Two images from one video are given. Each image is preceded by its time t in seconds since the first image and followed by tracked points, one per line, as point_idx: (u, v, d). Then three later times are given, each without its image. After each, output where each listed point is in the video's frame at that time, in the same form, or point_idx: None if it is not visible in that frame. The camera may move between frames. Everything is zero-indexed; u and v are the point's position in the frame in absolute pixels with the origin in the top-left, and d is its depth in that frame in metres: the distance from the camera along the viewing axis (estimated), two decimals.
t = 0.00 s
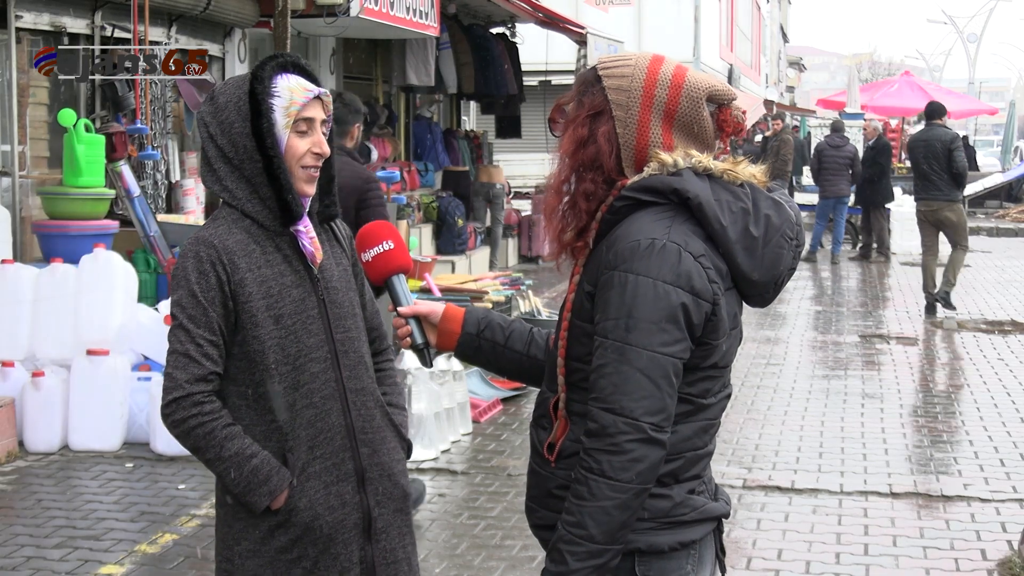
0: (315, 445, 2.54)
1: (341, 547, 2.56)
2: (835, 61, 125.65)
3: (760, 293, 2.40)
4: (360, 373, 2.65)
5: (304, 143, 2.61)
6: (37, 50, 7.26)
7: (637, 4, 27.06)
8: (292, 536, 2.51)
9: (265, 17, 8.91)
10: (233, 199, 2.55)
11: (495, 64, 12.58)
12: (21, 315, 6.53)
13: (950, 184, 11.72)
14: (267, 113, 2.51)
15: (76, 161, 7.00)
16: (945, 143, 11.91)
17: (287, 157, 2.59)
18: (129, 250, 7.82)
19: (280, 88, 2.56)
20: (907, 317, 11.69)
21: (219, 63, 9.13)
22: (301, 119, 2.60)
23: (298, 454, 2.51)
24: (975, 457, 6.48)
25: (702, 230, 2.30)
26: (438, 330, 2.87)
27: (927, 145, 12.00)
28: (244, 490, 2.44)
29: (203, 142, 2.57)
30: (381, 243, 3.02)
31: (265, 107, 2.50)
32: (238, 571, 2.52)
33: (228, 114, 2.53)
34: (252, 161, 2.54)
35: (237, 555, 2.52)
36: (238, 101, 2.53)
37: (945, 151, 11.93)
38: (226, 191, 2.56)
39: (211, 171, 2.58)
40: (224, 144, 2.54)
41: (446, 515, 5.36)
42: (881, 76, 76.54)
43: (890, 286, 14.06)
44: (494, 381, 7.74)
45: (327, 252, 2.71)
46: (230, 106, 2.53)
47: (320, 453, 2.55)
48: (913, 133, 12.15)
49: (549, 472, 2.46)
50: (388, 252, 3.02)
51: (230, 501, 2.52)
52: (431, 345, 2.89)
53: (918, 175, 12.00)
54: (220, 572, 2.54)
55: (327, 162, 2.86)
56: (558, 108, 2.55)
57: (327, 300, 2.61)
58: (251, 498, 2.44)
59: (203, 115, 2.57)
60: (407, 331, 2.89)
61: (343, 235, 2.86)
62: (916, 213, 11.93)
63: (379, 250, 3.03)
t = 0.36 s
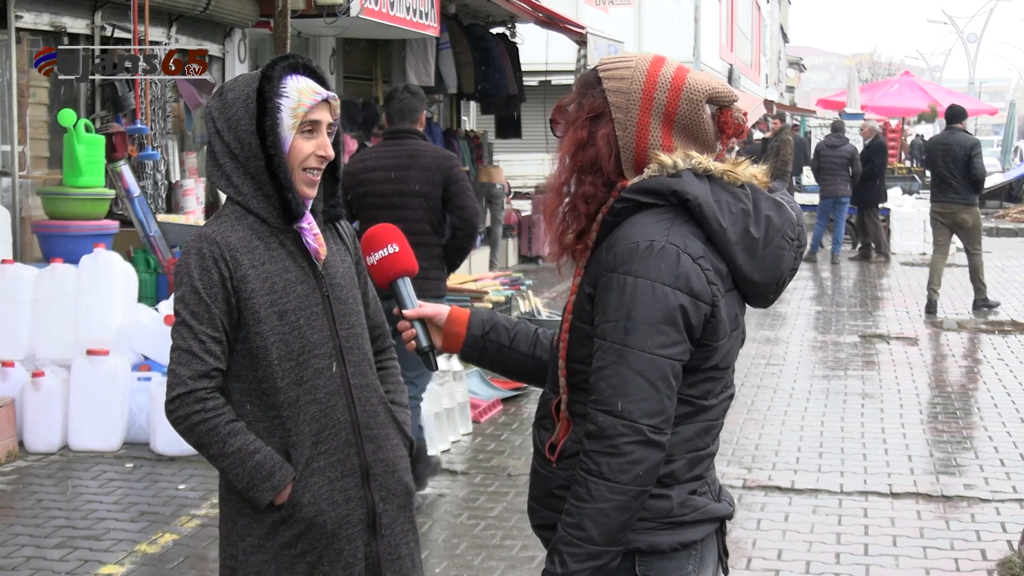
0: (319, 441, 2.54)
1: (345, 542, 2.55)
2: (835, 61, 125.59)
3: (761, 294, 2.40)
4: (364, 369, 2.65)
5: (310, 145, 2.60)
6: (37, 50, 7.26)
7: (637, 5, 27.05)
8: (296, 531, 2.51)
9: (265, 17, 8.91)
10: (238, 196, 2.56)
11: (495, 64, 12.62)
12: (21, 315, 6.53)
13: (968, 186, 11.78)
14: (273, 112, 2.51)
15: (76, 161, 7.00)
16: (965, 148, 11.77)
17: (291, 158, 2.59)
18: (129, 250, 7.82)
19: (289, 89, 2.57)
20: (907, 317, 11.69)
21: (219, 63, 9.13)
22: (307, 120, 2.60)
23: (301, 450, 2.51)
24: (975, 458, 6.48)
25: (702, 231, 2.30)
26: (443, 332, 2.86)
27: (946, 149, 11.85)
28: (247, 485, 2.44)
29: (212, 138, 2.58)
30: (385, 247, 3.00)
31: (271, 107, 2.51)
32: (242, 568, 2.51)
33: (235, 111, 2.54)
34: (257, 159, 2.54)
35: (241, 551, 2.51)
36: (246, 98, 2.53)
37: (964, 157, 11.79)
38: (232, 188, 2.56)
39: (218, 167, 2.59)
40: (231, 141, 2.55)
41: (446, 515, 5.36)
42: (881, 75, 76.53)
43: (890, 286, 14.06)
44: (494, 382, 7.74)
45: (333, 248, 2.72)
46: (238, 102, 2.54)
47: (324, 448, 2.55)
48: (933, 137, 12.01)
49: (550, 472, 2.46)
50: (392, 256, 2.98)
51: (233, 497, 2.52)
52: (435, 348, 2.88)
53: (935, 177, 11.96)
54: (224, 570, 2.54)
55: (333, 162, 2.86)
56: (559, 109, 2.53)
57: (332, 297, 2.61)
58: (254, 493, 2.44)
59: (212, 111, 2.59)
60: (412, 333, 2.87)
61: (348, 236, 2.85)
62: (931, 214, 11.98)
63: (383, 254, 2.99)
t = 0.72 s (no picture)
0: (322, 439, 2.54)
1: (348, 540, 2.55)
2: (834, 61, 125.71)
3: (762, 293, 2.40)
4: (366, 368, 2.65)
5: (311, 144, 2.60)
6: (37, 50, 7.25)
7: (637, 4, 27.07)
8: (299, 529, 2.50)
9: (265, 17, 8.91)
10: (241, 195, 2.56)
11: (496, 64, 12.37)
12: (21, 315, 6.53)
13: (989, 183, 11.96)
14: (276, 111, 2.52)
15: (76, 161, 7.01)
16: (989, 144, 12.00)
17: (293, 157, 2.58)
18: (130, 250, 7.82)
19: (291, 89, 2.57)
20: (907, 317, 11.70)
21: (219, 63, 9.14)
22: (310, 120, 2.60)
23: (303, 448, 2.51)
24: (974, 458, 6.47)
25: (701, 230, 2.30)
26: (450, 331, 2.86)
27: (971, 145, 12.05)
28: (250, 483, 2.44)
29: (215, 138, 2.59)
30: (393, 246, 2.96)
31: (275, 106, 2.51)
32: (246, 566, 2.51)
33: (239, 112, 2.55)
34: (260, 158, 2.55)
35: (244, 549, 2.51)
36: (250, 99, 2.55)
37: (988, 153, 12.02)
38: (235, 187, 2.57)
39: (221, 167, 2.59)
40: (235, 141, 2.56)
41: (446, 515, 5.36)
42: (881, 75, 76.57)
43: (890, 286, 14.06)
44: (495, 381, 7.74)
45: (335, 249, 2.72)
46: (243, 103, 2.55)
47: (327, 446, 2.55)
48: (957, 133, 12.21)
49: (552, 472, 2.46)
50: (400, 255, 2.95)
51: (236, 496, 2.52)
52: (442, 347, 2.88)
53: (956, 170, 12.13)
54: (227, 569, 2.54)
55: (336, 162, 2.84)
56: (562, 108, 2.52)
57: (335, 296, 2.61)
58: (256, 491, 2.44)
59: (215, 111, 2.59)
60: (419, 333, 2.86)
61: (351, 237, 2.85)
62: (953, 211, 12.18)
63: (392, 253, 2.96)
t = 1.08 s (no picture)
0: (327, 440, 2.54)
1: (351, 541, 2.55)
2: (835, 61, 125.65)
3: (763, 293, 2.40)
4: (369, 370, 2.65)
5: (321, 148, 2.60)
6: (37, 50, 7.25)
7: (637, 5, 27.08)
8: (303, 529, 2.50)
9: (265, 17, 8.91)
10: (248, 195, 2.56)
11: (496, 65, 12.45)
12: (21, 315, 6.53)
13: (997, 183, 11.99)
14: (287, 112, 2.52)
15: (76, 161, 7.01)
16: (995, 147, 12.02)
17: (303, 159, 2.58)
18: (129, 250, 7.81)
19: (303, 92, 2.58)
20: (907, 317, 11.70)
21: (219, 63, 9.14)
22: (320, 124, 2.60)
23: (308, 449, 2.51)
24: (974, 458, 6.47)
25: (702, 230, 2.30)
26: (454, 330, 2.87)
27: (977, 148, 12.10)
28: (256, 483, 2.43)
29: (222, 137, 2.58)
30: (398, 245, 2.95)
31: (286, 107, 2.51)
32: (249, 566, 2.51)
33: (248, 112, 2.54)
34: (268, 158, 2.54)
35: (248, 549, 2.51)
36: (259, 99, 2.54)
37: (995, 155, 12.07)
38: (242, 187, 2.56)
39: (228, 167, 2.59)
40: (242, 141, 2.55)
41: (446, 515, 5.37)
42: (881, 75, 76.62)
43: (890, 286, 14.06)
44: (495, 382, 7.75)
45: (338, 250, 2.73)
46: (252, 103, 2.54)
47: (331, 447, 2.54)
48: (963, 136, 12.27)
49: (554, 472, 2.46)
50: (404, 254, 2.94)
51: (240, 495, 2.52)
52: (446, 347, 2.88)
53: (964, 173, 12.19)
54: (230, 569, 2.54)
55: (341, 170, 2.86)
56: (564, 108, 2.51)
57: (339, 297, 2.61)
58: (262, 491, 2.44)
59: (223, 111, 2.58)
60: (422, 332, 2.84)
61: (353, 240, 2.85)
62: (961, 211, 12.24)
63: (396, 251, 2.95)
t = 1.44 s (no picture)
0: (332, 441, 2.54)
1: (355, 541, 2.55)
2: (835, 61, 125.66)
3: (764, 294, 2.40)
4: (374, 371, 2.65)
5: (327, 147, 2.61)
6: (37, 50, 7.25)
7: (637, 4, 27.10)
8: (308, 530, 2.51)
9: (265, 17, 8.90)
10: (254, 195, 2.56)
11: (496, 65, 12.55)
12: (21, 315, 6.53)
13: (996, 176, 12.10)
14: (295, 112, 2.52)
15: (76, 161, 7.00)
16: (996, 144, 12.17)
17: (310, 158, 2.60)
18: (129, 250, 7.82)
19: (308, 90, 2.56)
20: (907, 317, 11.70)
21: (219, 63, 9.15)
22: (326, 122, 2.60)
23: (314, 450, 2.51)
24: (974, 458, 6.48)
25: (705, 231, 2.30)
26: (454, 329, 2.87)
27: (977, 144, 12.26)
28: (262, 484, 2.43)
29: (227, 136, 2.59)
30: (399, 243, 2.96)
31: (293, 107, 2.51)
32: (252, 566, 2.51)
33: (254, 112, 2.54)
34: (275, 158, 2.54)
35: (252, 550, 2.51)
36: (265, 99, 2.54)
37: (994, 151, 12.24)
38: (249, 187, 2.57)
39: (234, 167, 2.59)
40: (248, 141, 2.56)
41: (446, 515, 5.37)
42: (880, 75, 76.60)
43: (891, 286, 14.05)
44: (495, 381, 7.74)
45: (343, 252, 2.73)
46: (257, 103, 2.54)
47: (336, 448, 2.55)
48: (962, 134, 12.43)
49: (555, 472, 2.46)
50: (405, 253, 2.95)
51: (244, 496, 2.51)
52: (447, 346, 2.88)
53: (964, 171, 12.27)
54: (233, 569, 2.53)
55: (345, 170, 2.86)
56: (566, 109, 2.51)
57: (344, 299, 2.62)
58: (268, 492, 2.44)
59: (228, 110, 2.58)
60: (423, 330, 2.85)
61: (357, 240, 2.86)
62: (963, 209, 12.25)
63: (397, 250, 2.95)
